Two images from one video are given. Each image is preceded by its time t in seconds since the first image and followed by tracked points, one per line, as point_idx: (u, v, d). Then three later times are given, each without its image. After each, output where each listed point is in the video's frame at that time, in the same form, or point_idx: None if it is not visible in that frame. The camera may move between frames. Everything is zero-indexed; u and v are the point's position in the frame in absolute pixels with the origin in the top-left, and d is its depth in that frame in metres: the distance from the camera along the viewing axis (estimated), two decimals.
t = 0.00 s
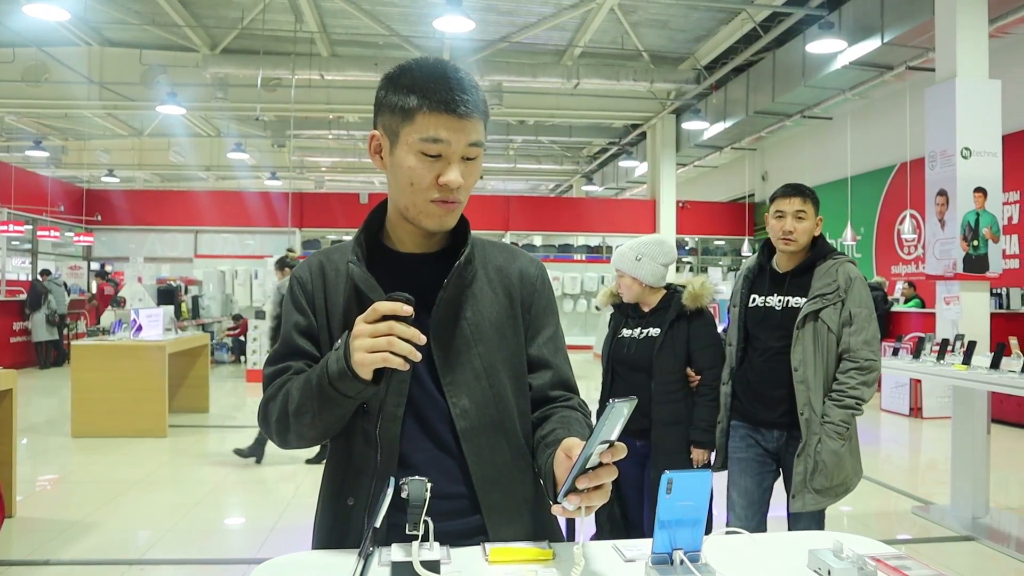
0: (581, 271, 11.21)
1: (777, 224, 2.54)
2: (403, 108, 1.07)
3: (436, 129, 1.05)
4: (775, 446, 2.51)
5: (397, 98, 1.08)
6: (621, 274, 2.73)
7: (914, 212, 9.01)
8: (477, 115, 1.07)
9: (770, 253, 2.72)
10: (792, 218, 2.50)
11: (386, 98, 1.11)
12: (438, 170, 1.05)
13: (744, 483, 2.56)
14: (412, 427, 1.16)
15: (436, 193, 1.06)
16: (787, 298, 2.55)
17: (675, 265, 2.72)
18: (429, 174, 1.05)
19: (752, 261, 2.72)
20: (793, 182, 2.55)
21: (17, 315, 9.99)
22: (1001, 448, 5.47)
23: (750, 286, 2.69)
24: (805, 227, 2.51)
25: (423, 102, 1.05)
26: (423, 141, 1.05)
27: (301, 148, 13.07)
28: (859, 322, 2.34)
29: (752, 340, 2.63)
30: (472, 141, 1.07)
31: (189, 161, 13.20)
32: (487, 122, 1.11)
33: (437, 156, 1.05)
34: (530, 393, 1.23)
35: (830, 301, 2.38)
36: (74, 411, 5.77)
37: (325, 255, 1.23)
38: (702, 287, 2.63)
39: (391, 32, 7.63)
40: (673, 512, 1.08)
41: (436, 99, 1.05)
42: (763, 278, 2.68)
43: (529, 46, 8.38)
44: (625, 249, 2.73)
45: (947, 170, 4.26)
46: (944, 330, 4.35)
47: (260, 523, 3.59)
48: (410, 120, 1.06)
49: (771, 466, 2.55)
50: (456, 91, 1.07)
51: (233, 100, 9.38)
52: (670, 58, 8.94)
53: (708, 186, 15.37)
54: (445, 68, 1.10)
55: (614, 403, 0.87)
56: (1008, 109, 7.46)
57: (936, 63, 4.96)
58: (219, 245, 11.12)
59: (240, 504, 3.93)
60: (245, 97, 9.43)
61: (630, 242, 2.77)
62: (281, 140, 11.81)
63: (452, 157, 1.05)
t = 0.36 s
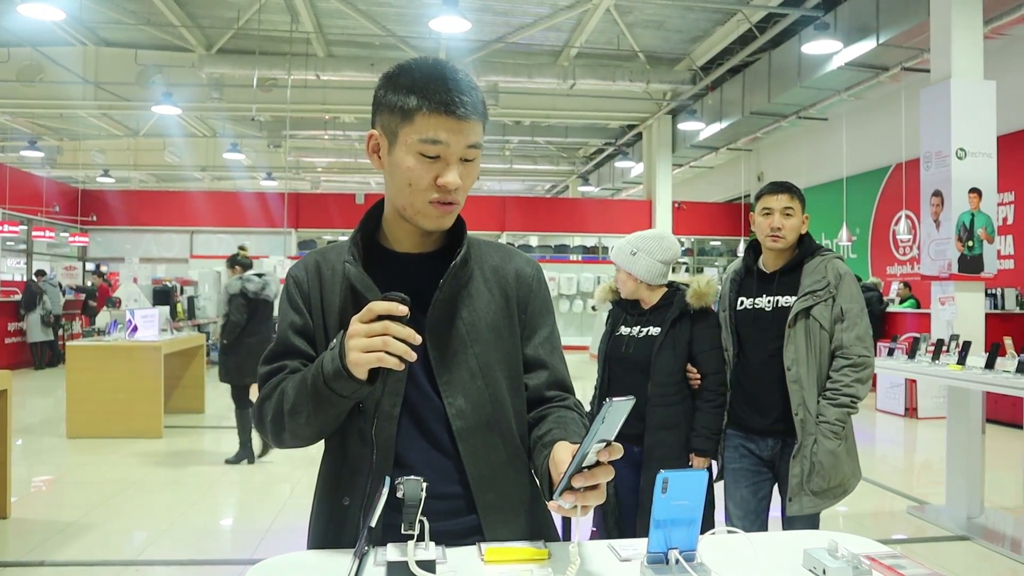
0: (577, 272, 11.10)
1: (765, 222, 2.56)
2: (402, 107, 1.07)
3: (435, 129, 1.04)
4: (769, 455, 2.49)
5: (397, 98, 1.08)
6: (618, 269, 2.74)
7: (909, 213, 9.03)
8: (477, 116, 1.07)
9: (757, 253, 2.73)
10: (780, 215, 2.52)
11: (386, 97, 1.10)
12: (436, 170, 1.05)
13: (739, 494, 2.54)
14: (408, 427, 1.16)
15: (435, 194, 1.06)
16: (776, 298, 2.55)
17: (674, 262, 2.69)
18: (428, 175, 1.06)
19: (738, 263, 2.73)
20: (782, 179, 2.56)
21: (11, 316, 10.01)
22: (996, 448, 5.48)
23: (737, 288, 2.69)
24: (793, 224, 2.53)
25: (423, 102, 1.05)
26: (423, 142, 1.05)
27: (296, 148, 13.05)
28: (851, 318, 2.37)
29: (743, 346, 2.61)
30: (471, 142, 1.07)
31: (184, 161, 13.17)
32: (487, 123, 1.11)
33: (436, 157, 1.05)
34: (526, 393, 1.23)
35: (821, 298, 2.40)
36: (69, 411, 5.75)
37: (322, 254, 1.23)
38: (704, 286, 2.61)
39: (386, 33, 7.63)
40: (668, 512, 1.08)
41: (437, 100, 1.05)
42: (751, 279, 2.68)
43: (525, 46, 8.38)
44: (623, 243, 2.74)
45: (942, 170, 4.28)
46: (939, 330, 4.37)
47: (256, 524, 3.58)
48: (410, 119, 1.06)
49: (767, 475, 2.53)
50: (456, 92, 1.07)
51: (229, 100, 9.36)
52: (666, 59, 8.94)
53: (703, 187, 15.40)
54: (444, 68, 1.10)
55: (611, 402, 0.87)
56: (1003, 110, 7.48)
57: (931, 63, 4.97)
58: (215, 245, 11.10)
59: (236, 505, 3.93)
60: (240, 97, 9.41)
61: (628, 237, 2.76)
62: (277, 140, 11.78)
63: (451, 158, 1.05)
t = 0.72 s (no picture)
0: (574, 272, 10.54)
1: (742, 220, 2.58)
2: (402, 105, 1.07)
3: (435, 126, 1.04)
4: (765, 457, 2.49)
5: (396, 96, 1.08)
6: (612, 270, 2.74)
7: (905, 213, 9.05)
8: (475, 114, 1.07)
9: (738, 254, 2.75)
10: (757, 212, 2.53)
11: (385, 95, 1.10)
12: (435, 167, 1.05)
13: (737, 497, 2.55)
14: (406, 427, 1.16)
15: (432, 191, 1.06)
16: (761, 298, 2.57)
17: (669, 262, 2.69)
18: (427, 172, 1.05)
19: (722, 267, 2.75)
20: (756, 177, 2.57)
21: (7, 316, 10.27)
22: (992, 448, 5.49)
23: (724, 292, 2.71)
24: (770, 221, 2.54)
25: (423, 100, 1.05)
26: (422, 139, 1.05)
27: (293, 148, 13.02)
28: (838, 309, 2.39)
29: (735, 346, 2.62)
30: (470, 138, 1.07)
31: (180, 161, 13.15)
32: (485, 123, 1.11)
33: (435, 153, 1.05)
34: (524, 393, 1.23)
35: (806, 290, 2.44)
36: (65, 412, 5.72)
37: (321, 254, 1.23)
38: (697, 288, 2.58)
39: (382, 33, 7.61)
40: (666, 512, 1.08)
41: (436, 97, 1.05)
42: (734, 280, 2.71)
43: (521, 47, 8.37)
44: (616, 243, 2.74)
45: (938, 171, 4.29)
46: (935, 331, 4.38)
47: (252, 524, 3.58)
48: (409, 117, 1.06)
49: (764, 479, 2.54)
50: (455, 89, 1.07)
51: (225, 100, 9.35)
52: (662, 59, 8.94)
53: (700, 187, 15.41)
54: (444, 67, 1.10)
55: (629, 411, 0.85)
56: (999, 110, 7.49)
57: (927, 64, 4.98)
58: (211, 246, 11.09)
59: (232, 505, 3.92)
60: (237, 97, 9.41)
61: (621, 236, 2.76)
62: (273, 140, 11.77)
63: (450, 154, 1.05)
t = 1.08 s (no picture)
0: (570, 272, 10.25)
1: (735, 217, 2.59)
2: (398, 103, 1.07)
3: (431, 123, 1.05)
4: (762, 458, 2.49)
5: (393, 94, 1.08)
6: (613, 263, 2.67)
7: (901, 214, 9.07)
8: (471, 112, 1.07)
9: (731, 252, 2.76)
10: (749, 210, 2.54)
11: (382, 93, 1.11)
12: (432, 164, 1.05)
13: (732, 499, 2.56)
14: (402, 426, 1.16)
15: (429, 187, 1.06)
16: (756, 298, 2.58)
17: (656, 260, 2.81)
18: (424, 168, 1.05)
19: (714, 265, 2.77)
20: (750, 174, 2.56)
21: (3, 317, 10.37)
22: (987, 448, 5.50)
23: (717, 292, 2.71)
24: (762, 219, 2.55)
25: (419, 97, 1.05)
26: (418, 135, 1.05)
27: (289, 149, 13.00)
28: (831, 306, 2.39)
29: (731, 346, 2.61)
30: (467, 134, 1.07)
31: (176, 161, 13.12)
32: (482, 120, 1.11)
33: (432, 149, 1.05)
34: (520, 394, 1.22)
35: (800, 289, 2.43)
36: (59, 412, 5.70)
37: (318, 252, 1.23)
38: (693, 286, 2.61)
39: (379, 33, 7.60)
40: (663, 511, 1.08)
41: (432, 93, 1.05)
42: (727, 280, 2.73)
43: (518, 47, 8.37)
44: (618, 236, 2.70)
45: (933, 172, 4.29)
46: (930, 331, 4.39)
47: (248, 525, 3.58)
48: (405, 114, 1.06)
49: (759, 481, 2.54)
50: (452, 87, 1.07)
51: (221, 100, 9.34)
52: (658, 60, 8.94)
53: (696, 188, 15.42)
54: (440, 64, 1.10)
55: (631, 410, 0.86)
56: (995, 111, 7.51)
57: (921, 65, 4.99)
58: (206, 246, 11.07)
59: (228, 506, 3.91)
60: (232, 98, 9.40)
61: (610, 234, 2.74)
62: (269, 141, 11.74)
63: (447, 150, 1.06)
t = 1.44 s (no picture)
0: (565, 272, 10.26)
1: (734, 215, 2.57)
2: (398, 106, 1.07)
3: (430, 127, 1.05)
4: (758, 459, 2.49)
5: (393, 97, 1.08)
6: (622, 258, 2.61)
7: (896, 213, 9.08)
8: (470, 115, 1.08)
9: (726, 252, 2.75)
10: (750, 209, 2.53)
11: (381, 96, 1.11)
12: (431, 167, 1.05)
13: (728, 501, 2.55)
14: (399, 426, 1.16)
15: (428, 191, 1.06)
16: (754, 297, 2.56)
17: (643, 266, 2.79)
18: (422, 172, 1.05)
19: (709, 265, 2.74)
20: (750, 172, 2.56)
21: None
22: (981, 447, 5.52)
23: (712, 292, 2.70)
24: (762, 217, 2.54)
25: (419, 100, 1.05)
26: (417, 139, 1.05)
27: (284, 148, 12.99)
28: (832, 306, 2.39)
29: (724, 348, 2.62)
30: (466, 139, 1.07)
31: (172, 161, 13.11)
32: (482, 124, 1.11)
33: (431, 154, 1.05)
34: (518, 394, 1.22)
35: (801, 289, 2.43)
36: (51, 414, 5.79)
37: (317, 252, 1.22)
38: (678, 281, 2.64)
39: (375, 33, 7.60)
40: (659, 511, 1.07)
41: (433, 97, 1.05)
42: (724, 280, 2.69)
43: (513, 47, 8.37)
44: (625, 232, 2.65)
45: (929, 172, 4.30)
46: (925, 330, 4.40)
47: (243, 525, 3.58)
48: (405, 118, 1.06)
49: (756, 483, 2.54)
50: (451, 91, 1.06)
51: (216, 99, 9.33)
52: (654, 60, 8.94)
53: (692, 188, 15.44)
54: (440, 67, 1.09)
55: (618, 406, 0.86)
56: (990, 111, 7.53)
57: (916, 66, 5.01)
58: (202, 246, 11.07)
59: (223, 506, 3.91)
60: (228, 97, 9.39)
61: (611, 228, 2.65)
62: (265, 140, 11.73)
63: (447, 154, 1.06)
